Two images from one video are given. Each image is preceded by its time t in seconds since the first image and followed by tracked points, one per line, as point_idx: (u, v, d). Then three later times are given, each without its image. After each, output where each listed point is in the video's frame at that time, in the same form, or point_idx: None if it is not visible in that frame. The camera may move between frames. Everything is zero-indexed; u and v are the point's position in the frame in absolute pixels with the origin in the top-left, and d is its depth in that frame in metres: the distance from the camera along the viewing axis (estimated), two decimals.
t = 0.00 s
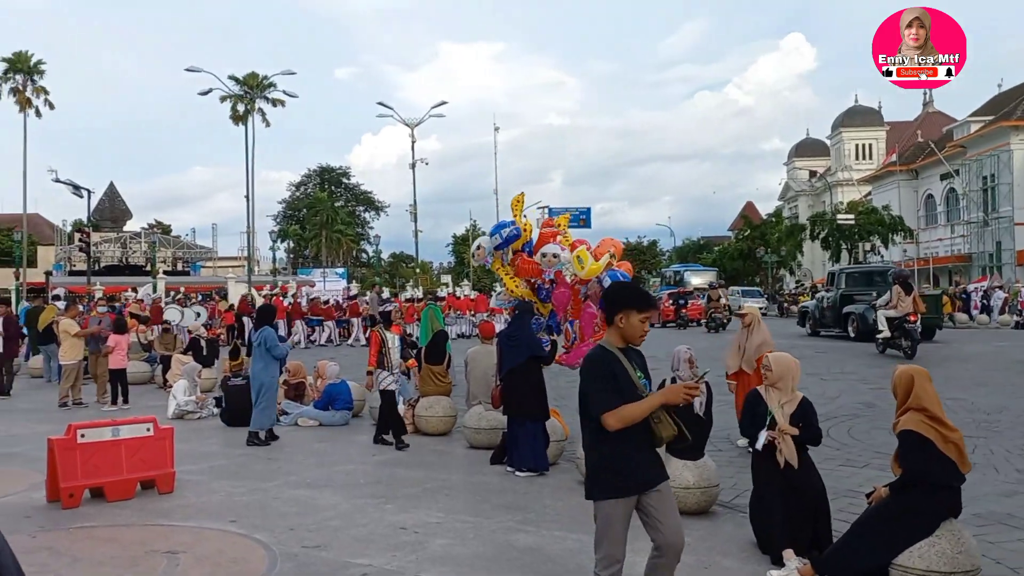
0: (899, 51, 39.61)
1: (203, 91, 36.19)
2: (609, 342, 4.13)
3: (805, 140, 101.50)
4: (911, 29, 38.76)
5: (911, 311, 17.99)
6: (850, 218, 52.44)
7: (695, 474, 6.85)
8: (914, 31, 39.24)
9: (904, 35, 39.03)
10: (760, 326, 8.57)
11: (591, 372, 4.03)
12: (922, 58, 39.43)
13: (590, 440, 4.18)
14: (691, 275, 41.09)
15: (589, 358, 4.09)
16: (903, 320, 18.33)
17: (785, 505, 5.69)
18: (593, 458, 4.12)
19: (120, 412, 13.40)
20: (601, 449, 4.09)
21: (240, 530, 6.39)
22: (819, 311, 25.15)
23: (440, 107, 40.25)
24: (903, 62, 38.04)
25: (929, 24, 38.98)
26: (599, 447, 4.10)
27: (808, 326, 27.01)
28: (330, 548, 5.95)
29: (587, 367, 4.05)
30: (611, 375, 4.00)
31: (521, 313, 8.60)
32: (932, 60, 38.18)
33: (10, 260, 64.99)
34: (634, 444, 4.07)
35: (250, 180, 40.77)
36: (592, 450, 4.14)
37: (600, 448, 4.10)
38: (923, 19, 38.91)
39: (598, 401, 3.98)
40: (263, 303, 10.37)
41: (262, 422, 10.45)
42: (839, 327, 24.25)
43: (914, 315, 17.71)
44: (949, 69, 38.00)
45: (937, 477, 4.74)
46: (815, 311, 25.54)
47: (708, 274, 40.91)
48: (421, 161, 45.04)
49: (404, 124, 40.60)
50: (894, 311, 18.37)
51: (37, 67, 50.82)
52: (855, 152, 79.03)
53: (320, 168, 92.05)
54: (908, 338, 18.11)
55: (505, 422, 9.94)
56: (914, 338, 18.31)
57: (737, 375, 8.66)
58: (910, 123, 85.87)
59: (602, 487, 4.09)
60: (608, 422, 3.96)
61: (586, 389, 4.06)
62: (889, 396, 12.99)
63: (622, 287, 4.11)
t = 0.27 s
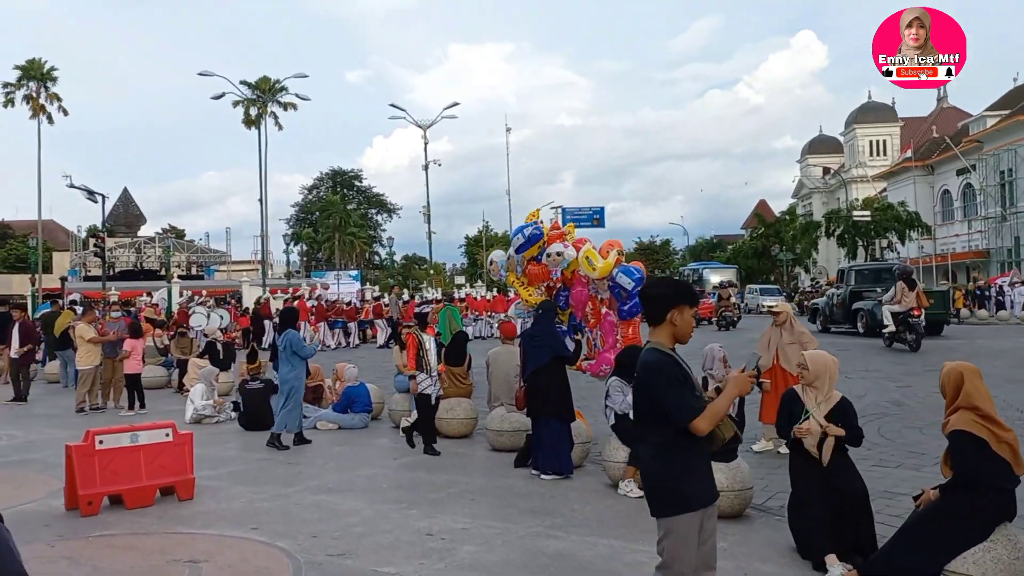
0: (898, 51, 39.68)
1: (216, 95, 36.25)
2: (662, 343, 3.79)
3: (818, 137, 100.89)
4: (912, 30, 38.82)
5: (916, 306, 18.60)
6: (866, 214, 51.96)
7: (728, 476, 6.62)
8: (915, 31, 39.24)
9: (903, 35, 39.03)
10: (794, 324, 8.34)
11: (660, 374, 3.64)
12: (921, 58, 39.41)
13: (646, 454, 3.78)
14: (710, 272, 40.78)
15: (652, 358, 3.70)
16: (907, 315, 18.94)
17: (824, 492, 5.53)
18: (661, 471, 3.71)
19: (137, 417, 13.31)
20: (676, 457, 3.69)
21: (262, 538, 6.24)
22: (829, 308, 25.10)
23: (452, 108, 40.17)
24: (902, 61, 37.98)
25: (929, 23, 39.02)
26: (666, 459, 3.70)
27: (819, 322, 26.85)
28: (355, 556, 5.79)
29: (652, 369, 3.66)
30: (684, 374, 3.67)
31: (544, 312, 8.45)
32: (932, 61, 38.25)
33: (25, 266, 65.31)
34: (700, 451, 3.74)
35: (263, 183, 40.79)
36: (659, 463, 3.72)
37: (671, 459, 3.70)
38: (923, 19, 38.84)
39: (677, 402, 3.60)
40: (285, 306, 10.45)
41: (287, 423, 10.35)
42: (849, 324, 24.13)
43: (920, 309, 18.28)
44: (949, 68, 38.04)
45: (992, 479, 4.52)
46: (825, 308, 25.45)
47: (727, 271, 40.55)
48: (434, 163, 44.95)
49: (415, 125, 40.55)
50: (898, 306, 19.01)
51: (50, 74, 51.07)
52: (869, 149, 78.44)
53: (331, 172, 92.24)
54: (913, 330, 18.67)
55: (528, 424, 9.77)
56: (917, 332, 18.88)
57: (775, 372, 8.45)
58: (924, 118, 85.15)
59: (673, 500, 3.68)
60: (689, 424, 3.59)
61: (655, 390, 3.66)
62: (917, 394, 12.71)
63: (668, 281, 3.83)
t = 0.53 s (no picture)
0: (898, 51, 39.47)
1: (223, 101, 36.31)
2: (713, 354, 3.62)
3: (825, 138, 100.48)
4: (913, 29, 38.65)
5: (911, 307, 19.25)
6: (875, 215, 51.64)
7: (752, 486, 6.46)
8: (914, 31, 39.03)
9: (903, 36, 38.86)
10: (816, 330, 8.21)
11: (727, 385, 3.43)
12: (921, 58, 39.20)
13: (709, 474, 3.54)
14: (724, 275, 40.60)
15: (714, 370, 3.49)
16: (903, 315, 19.61)
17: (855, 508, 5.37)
18: (732, 490, 3.47)
19: (149, 426, 13.23)
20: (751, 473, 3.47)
21: (278, 553, 6.12)
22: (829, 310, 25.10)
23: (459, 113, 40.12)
24: (904, 62, 38.00)
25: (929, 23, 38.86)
26: (735, 477, 3.48)
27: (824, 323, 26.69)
28: (374, 572, 5.65)
29: (717, 380, 3.45)
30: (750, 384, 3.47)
31: (561, 319, 8.29)
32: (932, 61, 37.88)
33: (35, 273, 65.55)
34: (766, 467, 3.54)
35: (271, 189, 40.80)
36: (731, 481, 3.48)
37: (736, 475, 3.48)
38: (923, 19, 38.54)
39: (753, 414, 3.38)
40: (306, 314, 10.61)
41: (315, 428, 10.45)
42: (850, 326, 24.06)
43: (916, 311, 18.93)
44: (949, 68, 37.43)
45: None
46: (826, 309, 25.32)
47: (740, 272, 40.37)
48: (440, 167, 44.90)
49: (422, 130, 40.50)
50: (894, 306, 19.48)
51: (57, 81, 51.24)
52: (877, 150, 78.10)
53: (338, 177, 92.34)
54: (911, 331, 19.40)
55: (543, 432, 9.64)
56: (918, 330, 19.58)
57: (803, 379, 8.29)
58: (932, 118, 84.74)
59: (748, 519, 3.45)
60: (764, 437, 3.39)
61: (725, 405, 3.44)
62: (937, 398, 12.49)
63: (713, 289, 3.68)
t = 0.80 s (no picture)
0: (898, 50, 39.37)
1: (228, 101, 36.27)
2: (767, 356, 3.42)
3: (832, 137, 100.08)
4: (914, 28, 38.39)
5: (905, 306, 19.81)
6: (883, 214, 51.29)
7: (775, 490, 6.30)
8: (914, 31, 38.60)
9: (904, 35, 38.56)
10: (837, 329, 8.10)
11: (793, 389, 3.22)
12: (922, 58, 38.97)
13: (766, 484, 3.34)
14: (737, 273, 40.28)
15: (777, 373, 3.27)
16: (898, 312, 20.31)
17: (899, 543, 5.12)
18: (792, 502, 3.29)
19: (154, 426, 13.09)
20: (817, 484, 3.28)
21: (287, 556, 5.97)
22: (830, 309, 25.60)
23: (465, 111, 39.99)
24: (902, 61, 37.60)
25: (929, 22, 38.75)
26: (797, 488, 3.29)
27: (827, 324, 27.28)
28: None
29: (782, 385, 3.24)
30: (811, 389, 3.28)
31: (576, 319, 8.13)
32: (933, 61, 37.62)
33: (41, 273, 65.67)
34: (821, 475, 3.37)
35: (276, 188, 40.75)
36: (792, 493, 3.29)
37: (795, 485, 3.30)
38: (922, 18, 38.16)
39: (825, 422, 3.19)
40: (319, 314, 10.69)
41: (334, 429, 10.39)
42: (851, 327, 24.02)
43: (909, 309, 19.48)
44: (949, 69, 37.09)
45: None
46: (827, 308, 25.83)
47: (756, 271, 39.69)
48: (447, 166, 44.77)
49: (427, 129, 40.34)
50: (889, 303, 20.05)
51: (64, 81, 51.33)
52: (885, 148, 77.67)
53: (344, 176, 92.31)
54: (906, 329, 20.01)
55: (556, 432, 9.47)
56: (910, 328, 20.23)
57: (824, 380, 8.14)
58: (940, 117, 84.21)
59: (809, 533, 3.27)
60: (831, 445, 3.21)
61: (793, 413, 3.22)
62: (956, 398, 12.26)
63: (765, 288, 3.49)
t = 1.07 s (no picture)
0: (898, 51, 39.11)
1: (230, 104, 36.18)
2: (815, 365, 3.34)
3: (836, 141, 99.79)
4: (917, 29, 38.17)
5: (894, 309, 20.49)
6: (887, 218, 51.10)
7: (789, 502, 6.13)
8: (914, 31, 38.33)
9: (904, 35, 38.38)
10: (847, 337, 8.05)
11: (846, 402, 3.12)
12: (922, 58, 38.48)
13: (814, 502, 3.20)
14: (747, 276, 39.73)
15: (830, 383, 3.18)
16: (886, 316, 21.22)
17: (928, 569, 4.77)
18: (839, 522, 3.17)
19: (154, 432, 12.93)
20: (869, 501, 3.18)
21: (287, 570, 5.80)
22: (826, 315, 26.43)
23: (468, 115, 39.95)
24: (902, 61, 37.38)
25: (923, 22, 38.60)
26: (845, 506, 3.18)
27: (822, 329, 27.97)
28: None
29: (835, 397, 3.14)
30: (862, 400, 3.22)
31: (582, 324, 7.97)
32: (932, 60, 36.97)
33: (43, 276, 65.66)
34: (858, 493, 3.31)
35: (278, 192, 40.55)
36: (838, 512, 3.17)
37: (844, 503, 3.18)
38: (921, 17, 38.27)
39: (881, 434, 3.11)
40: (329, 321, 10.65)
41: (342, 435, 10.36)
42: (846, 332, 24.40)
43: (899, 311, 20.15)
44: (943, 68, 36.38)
45: None
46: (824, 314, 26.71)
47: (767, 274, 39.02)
48: (449, 170, 44.67)
49: (430, 132, 40.23)
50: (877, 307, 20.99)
51: (66, 84, 51.22)
52: (888, 153, 77.49)
53: (346, 180, 92.29)
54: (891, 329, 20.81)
55: (561, 441, 9.40)
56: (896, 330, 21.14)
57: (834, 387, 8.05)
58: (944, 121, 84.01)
59: (855, 552, 3.17)
60: (880, 459, 3.15)
61: (846, 425, 3.14)
62: (966, 406, 12.07)
63: (803, 298, 3.50)
